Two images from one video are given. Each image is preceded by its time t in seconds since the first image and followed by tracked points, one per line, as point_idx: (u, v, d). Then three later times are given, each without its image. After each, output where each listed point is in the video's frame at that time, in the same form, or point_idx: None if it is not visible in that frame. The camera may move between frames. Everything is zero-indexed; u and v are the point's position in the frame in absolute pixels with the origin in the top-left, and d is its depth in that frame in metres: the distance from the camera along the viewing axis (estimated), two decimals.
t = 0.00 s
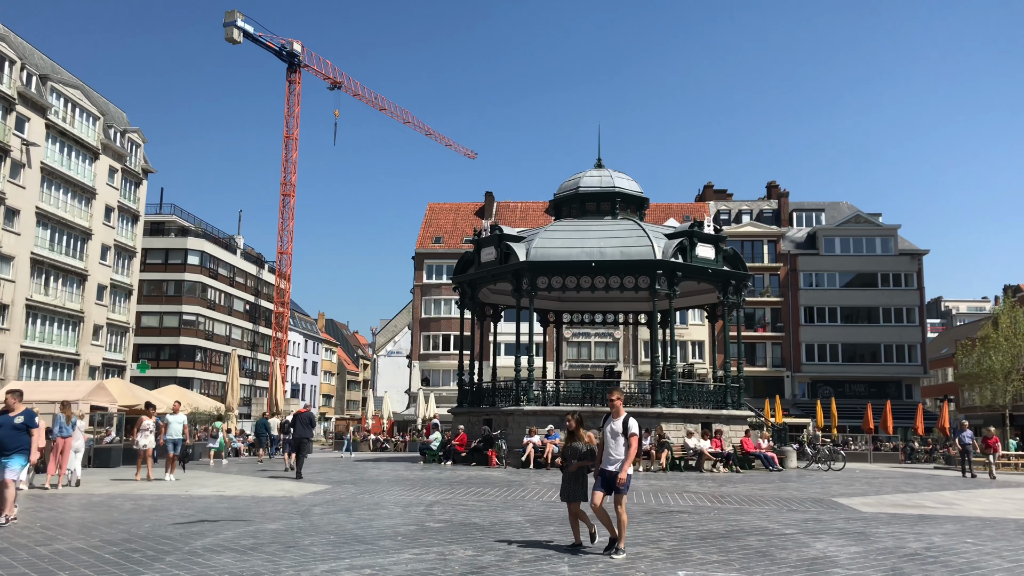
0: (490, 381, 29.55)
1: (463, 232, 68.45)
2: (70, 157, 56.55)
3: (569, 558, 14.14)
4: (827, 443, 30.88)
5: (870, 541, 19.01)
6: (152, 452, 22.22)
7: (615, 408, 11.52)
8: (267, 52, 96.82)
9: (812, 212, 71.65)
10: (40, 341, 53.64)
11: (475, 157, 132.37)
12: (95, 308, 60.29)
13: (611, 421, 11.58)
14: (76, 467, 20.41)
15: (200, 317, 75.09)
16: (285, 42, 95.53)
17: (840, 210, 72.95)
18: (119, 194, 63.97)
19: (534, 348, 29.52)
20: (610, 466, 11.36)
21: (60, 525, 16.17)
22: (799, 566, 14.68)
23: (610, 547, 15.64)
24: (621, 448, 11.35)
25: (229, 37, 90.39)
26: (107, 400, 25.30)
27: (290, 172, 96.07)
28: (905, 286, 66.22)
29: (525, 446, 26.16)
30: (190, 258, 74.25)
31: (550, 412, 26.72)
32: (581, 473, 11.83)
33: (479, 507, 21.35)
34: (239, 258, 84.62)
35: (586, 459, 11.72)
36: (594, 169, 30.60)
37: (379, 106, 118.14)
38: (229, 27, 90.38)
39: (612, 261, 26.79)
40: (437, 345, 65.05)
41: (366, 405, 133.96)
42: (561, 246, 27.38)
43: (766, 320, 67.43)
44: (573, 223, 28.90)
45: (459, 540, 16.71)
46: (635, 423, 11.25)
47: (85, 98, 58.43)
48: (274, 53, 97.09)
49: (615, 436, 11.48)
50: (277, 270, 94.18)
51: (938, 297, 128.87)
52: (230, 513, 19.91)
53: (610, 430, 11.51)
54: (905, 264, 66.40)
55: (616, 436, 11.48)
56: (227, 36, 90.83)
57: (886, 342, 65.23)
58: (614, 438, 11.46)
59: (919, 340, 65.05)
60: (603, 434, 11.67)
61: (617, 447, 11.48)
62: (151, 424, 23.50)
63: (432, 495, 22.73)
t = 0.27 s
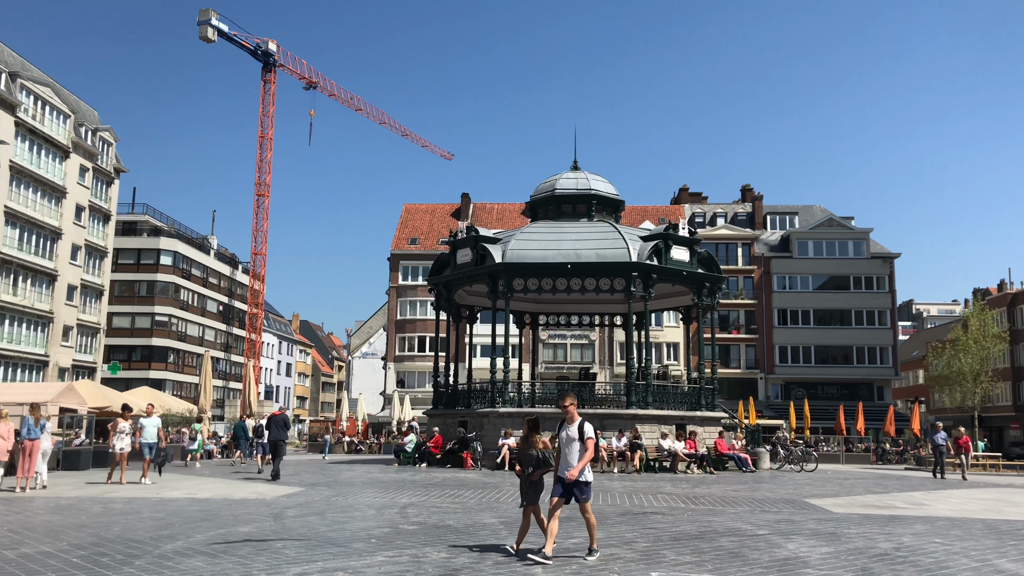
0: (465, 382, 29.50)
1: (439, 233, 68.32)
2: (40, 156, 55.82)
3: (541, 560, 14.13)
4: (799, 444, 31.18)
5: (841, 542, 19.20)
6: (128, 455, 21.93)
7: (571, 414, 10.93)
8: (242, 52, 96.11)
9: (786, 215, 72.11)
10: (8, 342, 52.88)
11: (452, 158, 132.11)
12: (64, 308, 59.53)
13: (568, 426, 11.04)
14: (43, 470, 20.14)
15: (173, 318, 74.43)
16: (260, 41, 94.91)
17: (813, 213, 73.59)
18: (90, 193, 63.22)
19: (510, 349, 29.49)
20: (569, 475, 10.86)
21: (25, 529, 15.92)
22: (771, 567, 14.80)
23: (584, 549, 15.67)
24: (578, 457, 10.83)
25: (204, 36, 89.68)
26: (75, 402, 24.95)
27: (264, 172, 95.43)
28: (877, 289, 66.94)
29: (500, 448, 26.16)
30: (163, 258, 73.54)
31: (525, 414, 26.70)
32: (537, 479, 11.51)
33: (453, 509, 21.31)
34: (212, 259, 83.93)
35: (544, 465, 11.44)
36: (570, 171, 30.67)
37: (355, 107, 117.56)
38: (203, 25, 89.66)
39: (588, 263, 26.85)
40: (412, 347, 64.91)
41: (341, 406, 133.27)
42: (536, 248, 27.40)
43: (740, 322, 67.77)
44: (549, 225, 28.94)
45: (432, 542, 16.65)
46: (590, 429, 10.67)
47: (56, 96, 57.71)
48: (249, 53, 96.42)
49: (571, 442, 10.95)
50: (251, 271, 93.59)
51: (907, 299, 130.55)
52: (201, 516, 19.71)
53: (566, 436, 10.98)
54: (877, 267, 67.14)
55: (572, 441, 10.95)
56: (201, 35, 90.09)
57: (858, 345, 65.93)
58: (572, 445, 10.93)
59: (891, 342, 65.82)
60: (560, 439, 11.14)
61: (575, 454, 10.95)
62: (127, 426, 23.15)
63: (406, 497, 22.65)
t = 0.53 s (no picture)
0: (439, 386, 29.46)
1: (415, 237, 68.17)
2: (9, 156, 55.04)
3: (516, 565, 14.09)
4: (771, 448, 31.43)
5: (812, 545, 19.38)
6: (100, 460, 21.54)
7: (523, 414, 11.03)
8: (217, 52, 95.39)
9: (760, 221, 72.63)
10: None
11: (429, 161, 131.70)
12: (33, 310, 58.72)
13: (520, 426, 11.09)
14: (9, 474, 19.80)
15: (144, 321, 73.68)
16: (235, 42, 94.30)
17: (787, 219, 74.28)
18: (61, 194, 62.46)
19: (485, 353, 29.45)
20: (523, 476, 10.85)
21: None
22: (743, 570, 14.92)
23: (558, 553, 15.68)
24: (533, 457, 10.88)
25: (178, 36, 88.95)
26: (44, 406, 24.61)
27: (239, 174, 94.75)
28: (849, 294, 67.68)
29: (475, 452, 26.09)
30: (134, 260, 72.76)
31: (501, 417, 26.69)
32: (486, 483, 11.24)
33: (428, 513, 21.25)
34: (185, 261, 83.18)
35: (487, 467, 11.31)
36: (546, 175, 30.72)
37: (331, 108, 116.92)
38: (177, 25, 88.90)
39: (564, 267, 26.88)
40: (387, 350, 64.73)
41: (315, 410, 132.45)
42: (513, 251, 27.40)
43: (714, 326, 68.21)
44: (525, 229, 28.94)
45: (406, 547, 16.53)
46: (546, 430, 10.80)
47: (26, 95, 56.97)
48: (223, 53, 95.74)
49: (524, 443, 10.98)
50: (224, 273, 92.86)
51: (878, 304, 132.09)
52: (172, 521, 19.51)
53: (518, 436, 11.04)
54: (849, 272, 67.88)
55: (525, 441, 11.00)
56: (175, 35, 89.33)
57: (830, 349, 66.59)
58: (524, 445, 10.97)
59: (862, 347, 66.54)
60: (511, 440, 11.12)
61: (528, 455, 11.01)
62: (98, 430, 22.88)
63: (380, 502, 22.56)
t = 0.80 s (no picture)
0: (413, 389, 29.37)
1: (389, 239, 67.96)
2: None
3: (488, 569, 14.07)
4: (743, 451, 31.62)
5: (782, 547, 19.55)
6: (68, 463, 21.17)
7: (476, 418, 10.51)
8: (190, 52, 94.61)
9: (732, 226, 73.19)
10: None
11: (404, 163, 131.33)
12: None
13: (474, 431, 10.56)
14: None
15: (114, 322, 72.84)
16: (209, 42, 93.61)
17: (759, 224, 74.95)
18: (28, 194, 61.58)
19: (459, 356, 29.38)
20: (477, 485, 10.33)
21: None
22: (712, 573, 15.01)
23: (529, 556, 15.70)
24: (488, 465, 10.35)
25: (150, 35, 88.14)
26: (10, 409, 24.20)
27: (211, 175, 93.99)
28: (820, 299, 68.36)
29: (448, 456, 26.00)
30: (104, 261, 71.91)
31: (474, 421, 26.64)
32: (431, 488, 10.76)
33: (399, 517, 21.17)
34: (156, 262, 82.32)
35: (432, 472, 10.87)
36: (522, 179, 30.76)
37: (305, 110, 116.30)
38: (150, 24, 88.07)
39: (538, 271, 26.91)
40: (360, 353, 64.47)
41: (287, 413, 131.53)
42: (487, 254, 27.39)
43: (688, 330, 68.63)
44: (500, 232, 28.95)
45: (377, 550, 16.44)
46: (500, 438, 10.33)
47: None
48: (196, 53, 94.97)
49: (478, 449, 10.47)
50: (196, 275, 91.98)
51: (849, 309, 133.37)
52: (139, 525, 19.27)
53: (471, 442, 10.53)
54: (821, 277, 68.59)
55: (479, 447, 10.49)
56: (148, 34, 88.51)
57: (802, 353, 67.17)
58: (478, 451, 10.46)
59: (833, 351, 67.19)
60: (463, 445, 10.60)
61: (482, 462, 10.52)
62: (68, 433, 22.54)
63: (352, 505, 22.44)
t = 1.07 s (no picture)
0: (382, 389, 29.25)
1: (359, 237, 67.62)
2: None
3: (455, 569, 14.02)
4: (710, 451, 31.85)
5: (748, 546, 19.71)
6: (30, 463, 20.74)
7: (424, 418, 10.14)
8: (157, 46, 93.46)
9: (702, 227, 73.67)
10: None
11: (375, 161, 130.65)
12: None
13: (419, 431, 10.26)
14: None
15: (77, 320, 71.79)
16: (177, 36, 92.55)
17: (729, 226, 75.57)
18: None
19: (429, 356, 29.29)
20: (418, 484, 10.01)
21: None
22: (679, 571, 15.08)
23: (496, 555, 15.69)
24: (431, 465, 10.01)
25: (117, 29, 86.96)
26: None
27: (179, 171, 92.94)
28: (788, 300, 69.04)
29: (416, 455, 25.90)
30: (68, 258, 70.82)
31: (443, 420, 26.53)
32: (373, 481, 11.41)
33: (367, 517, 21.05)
34: (122, 259, 81.24)
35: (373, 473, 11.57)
36: (493, 178, 30.70)
37: (275, 106, 115.33)
38: (116, 17, 86.85)
39: (509, 270, 26.90)
40: (329, 353, 64.10)
41: (255, 413, 130.42)
42: (458, 254, 27.34)
43: (658, 331, 69.03)
44: (470, 231, 28.89)
45: (343, 550, 16.30)
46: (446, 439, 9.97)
47: None
48: (164, 48, 93.84)
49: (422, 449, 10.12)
50: (163, 272, 90.86)
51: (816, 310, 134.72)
52: (101, 526, 18.98)
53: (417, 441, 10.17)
54: (789, 279, 69.24)
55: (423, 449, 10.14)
56: (114, 27, 87.30)
57: (770, 354, 67.83)
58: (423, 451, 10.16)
59: (800, 352, 67.87)
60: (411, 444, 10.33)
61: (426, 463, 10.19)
62: (33, 432, 22.09)
63: (319, 505, 22.28)
